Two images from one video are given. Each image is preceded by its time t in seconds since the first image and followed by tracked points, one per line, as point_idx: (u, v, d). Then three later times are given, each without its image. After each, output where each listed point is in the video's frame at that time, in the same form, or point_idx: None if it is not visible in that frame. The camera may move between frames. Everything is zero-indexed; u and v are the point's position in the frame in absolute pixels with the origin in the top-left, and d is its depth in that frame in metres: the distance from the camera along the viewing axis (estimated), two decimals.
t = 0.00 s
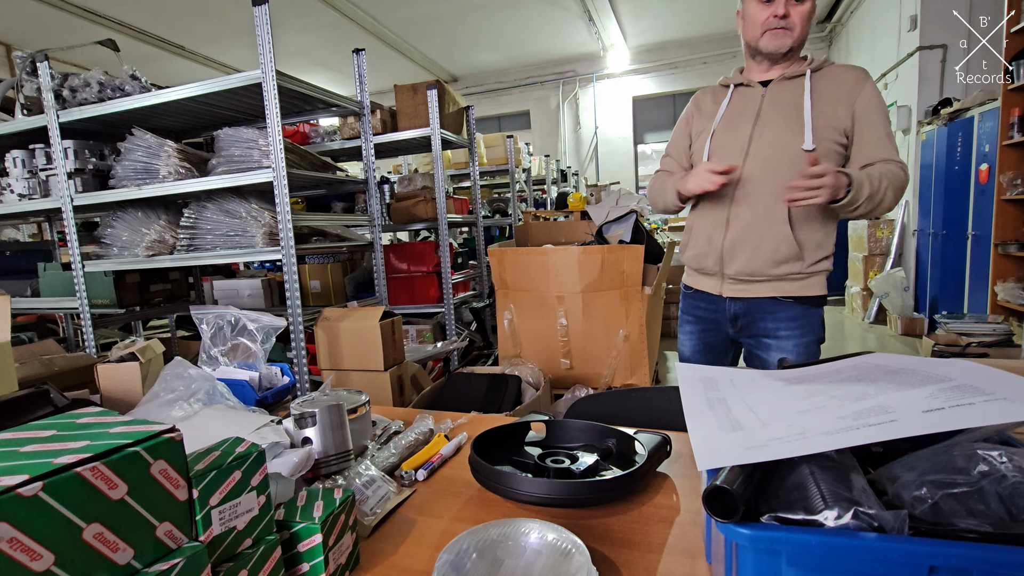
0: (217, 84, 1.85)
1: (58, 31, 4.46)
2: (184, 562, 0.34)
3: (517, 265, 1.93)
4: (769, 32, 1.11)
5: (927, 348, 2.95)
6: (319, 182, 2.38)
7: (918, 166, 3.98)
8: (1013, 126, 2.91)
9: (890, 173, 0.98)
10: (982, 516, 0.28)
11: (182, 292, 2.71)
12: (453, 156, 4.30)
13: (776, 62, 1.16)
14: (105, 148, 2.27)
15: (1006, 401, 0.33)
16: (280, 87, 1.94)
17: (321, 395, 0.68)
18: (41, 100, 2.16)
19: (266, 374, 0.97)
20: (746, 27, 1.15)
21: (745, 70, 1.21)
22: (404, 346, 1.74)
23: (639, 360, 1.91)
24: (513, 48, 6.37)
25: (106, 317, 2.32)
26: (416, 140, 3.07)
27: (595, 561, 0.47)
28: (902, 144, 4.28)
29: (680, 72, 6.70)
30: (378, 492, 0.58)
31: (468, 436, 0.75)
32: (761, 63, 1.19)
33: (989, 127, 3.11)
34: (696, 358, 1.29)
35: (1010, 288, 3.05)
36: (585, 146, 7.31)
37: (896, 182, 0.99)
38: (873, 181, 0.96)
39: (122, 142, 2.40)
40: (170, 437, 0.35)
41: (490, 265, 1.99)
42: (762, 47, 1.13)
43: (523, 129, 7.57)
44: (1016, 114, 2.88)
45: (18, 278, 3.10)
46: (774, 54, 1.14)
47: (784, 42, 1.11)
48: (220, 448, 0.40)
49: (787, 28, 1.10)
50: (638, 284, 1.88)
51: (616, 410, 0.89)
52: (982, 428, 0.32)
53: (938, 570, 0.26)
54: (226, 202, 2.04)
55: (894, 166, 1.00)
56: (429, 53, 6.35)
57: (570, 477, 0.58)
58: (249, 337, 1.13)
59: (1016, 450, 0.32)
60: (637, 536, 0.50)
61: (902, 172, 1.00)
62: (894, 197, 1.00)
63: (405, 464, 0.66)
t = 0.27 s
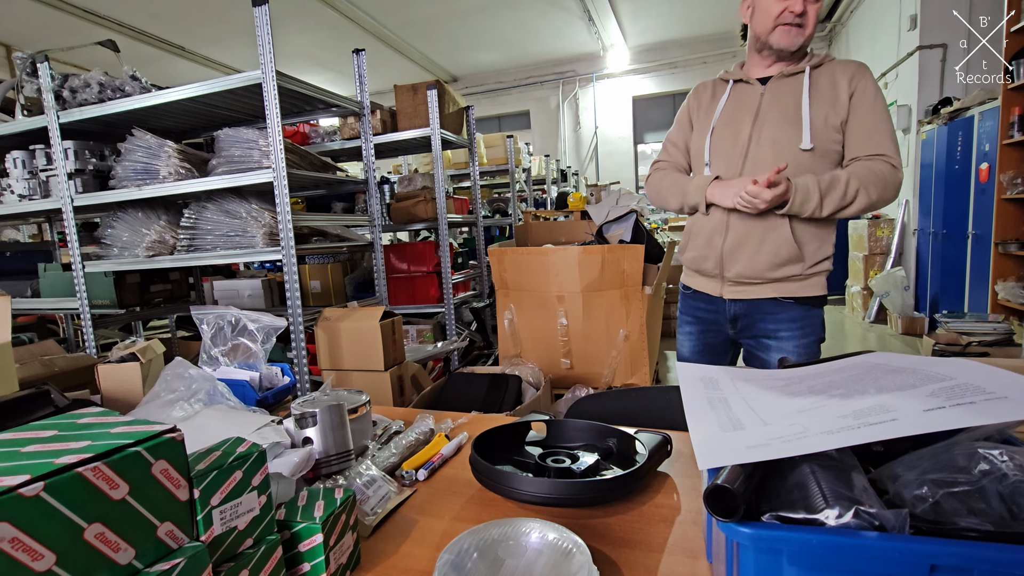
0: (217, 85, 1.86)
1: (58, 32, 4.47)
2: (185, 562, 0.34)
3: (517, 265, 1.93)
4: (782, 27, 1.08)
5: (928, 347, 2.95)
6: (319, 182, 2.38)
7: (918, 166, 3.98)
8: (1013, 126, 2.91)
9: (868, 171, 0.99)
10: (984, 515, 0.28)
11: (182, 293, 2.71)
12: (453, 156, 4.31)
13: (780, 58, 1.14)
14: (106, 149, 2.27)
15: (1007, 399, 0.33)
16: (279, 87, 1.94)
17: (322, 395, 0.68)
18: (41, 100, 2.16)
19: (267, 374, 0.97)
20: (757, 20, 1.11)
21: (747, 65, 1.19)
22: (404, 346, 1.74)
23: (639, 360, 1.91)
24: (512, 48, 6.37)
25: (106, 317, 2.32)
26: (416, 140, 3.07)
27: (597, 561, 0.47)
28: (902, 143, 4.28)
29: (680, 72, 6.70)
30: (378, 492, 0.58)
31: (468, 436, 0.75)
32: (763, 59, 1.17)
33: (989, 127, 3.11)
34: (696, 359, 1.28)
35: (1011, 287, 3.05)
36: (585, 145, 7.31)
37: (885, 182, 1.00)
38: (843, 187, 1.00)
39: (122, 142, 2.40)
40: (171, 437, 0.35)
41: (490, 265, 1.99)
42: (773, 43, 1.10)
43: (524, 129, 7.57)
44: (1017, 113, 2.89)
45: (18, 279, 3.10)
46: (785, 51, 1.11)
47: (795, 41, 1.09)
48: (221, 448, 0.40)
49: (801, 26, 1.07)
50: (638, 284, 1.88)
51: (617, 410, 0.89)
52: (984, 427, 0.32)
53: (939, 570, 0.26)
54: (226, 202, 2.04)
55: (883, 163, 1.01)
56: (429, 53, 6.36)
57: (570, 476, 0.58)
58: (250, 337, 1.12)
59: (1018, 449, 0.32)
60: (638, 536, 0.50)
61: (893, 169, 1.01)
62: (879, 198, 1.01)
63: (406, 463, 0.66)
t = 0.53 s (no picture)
0: (218, 85, 1.85)
1: (59, 32, 4.47)
2: (183, 563, 0.33)
3: (517, 265, 1.93)
4: (774, 25, 1.07)
5: (928, 346, 2.95)
6: (319, 182, 2.37)
7: (918, 165, 3.98)
8: (1013, 125, 2.91)
9: (858, 178, 1.00)
10: (985, 515, 0.28)
11: (182, 293, 2.71)
12: (453, 156, 4.31)
13: (776, 56, 1.14)
14: (105, 149, 2.27)
15: (1009, 399, 0.32)
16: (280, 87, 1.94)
17: (321, 396, 0.68)
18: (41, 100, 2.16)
19: (266, 374, 0.97)
20: (752, 18, 1.11)
21: (742, 63, 1.19)
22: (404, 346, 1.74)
23: (639, 360, 1.91)
24: (512, 47, 6.36)
25: (106, 317, 2.32)
26: (416, 140, 3.07)
27: (597, 560, 0.47)
28: (902, 143, 4.28)
29: (680, 71, 6.70)
30: (378, 492, 0.58)
31: (468, 436, 0.75)
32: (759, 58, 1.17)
33: (989, 126, 3.11)
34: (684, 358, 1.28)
35: (1011, 286, 3.05)
36: (585, 145, 7.30)
37: (874, 189, 1.00)
38: (831, 193, 1.00)
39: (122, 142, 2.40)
40: (170, 437, 0.35)
41: (490, 264, 1.99)
42: (767, 41, 1.10)
43: (523, 128, 7.58)
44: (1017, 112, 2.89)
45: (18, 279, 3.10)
46: (779, 50, 1.10)
47: (789, 38, 1.08)
48: (220, 448, 0.40)
49: (795, 24, 1.06)
50: (638, 283, 1.88)
51: (617, 410, 0.89)
52: (985, 427, 0.31)
53: (942, 570, 0.25)
54: (226, 202, 2.04)
55: (872, 169, 1.01)
56: (428, 53, 6.36)
57: (570, 476, 0.58)
58: (249, 337, 1.11)
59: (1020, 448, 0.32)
60: (638, 536, 0.50)
61: (882, 176, 1.01)
62: (866, 205, 1.01)
63: (405, 463, 0.65)
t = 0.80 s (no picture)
0: (217, 84, 1.85)
1: (61, 32, 4.48)
2: (180, 564, 0.33)
3: (517, 264, 1.93)
4: (740, 27, 1.05)
5: (928, 344, 2.96)
6: (318, 181, 2.37)
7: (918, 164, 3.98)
8: (1014, 124, 2.91)
9: (832, 180, 0.98)
10: (987, 515, 0.27)
11: (181, 293, 2.71)
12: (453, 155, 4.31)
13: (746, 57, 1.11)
14: (105, 148, 2.27)
15: (1011, 399, 0.32)
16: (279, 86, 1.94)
17: (319, 396, 0.68)
18: (40, 100, 2.15)
19: (264, 374, 0.95)
20: (718, 21, 1.09)
21: (715, 64, 1.16)
22: (404, 346, 1.74)
23: (640, 360, 1.91)
24: (512, 46, 6.35)
25: (105, 317, 2.32)
26: (416, 139, 3.07)
27: (596, 560, 0.47)
28: (902, 142, 4.27)
29: (680, 70, 6.69)
30: (377, 492, 0.57)
31: (468, 436, 0.75)
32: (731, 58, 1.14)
33: (990, 125, 3.11)
34: (663, 350, 1.27)
35: (1012, 285, 3.06)
36: (585, 144, 7.29)
37: (848, 191, 0.98)
38: (803, 199, 0.98)
39: (121, 141, 2.40)
40: (166, 438, 0.35)
41: (490, 264, 2.00)
42: (733, 45, 1.08)
43: (523, 128, 7.57)
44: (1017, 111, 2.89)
45: (18, 278, 3.09)
46: (746, 52, 1.08)
47: (755, 40, 1.05)
48: (216, 448, 0.40)
49: (758, 26, 1.04)
50: (639, 283, 1.88)
51: (617, 410, 0.89)
52: (988, 427, 0.31)
53: (944, 571, 0.25)
54: (225, 201, 2.04)
55: (848, 170, 0.99)
56: (428, 53, 6.35)
57: (570, 476, 0.58)
58: (249, 336, 1.09)
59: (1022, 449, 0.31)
60: (638, 537, 0.50)
61: (858, 177, 0.99)
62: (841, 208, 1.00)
63: (404, 464, 0.65)
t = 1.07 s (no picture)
0: (216, 83, 1.85)
1: (59, 32, 4.48)
2: (175, 566, 0.33)
3: (517, 263, 1.93)
4: (687, 30, 1.05)
5: (928, 344, 2.96)
6: (318, 181, 2.37)
7: (918, 163, 3.98)
8: (1014, 123, 2.91)
9: (789, 174, 0.99)
10: (990, 516, 0.27)
11: (181, 292, 2.70)
12: (453, 155, 4.30)
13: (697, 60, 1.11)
14: (104, 148, 2.27)
15: (1014, 398, 0.32)
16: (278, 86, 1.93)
17: (318, 395, 0.67)
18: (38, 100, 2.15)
19: (264, 374, 0.94)
20: (665, 26, 1.09)
21: (669, 70, 1.15)
22: (403, 345, 1.74)
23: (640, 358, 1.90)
24: (512, 46, 6.35)
25: (105, 317, 2.32)
26: (415, 139, 3.07)
27: (595, 561, 0.47)
28: (902, 141, 4.27)
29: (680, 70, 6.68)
30: (375, 493, 0.57)
31: (467, 436, 0.74)
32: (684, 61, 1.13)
33: (990, 124, 3.11)
34: (635, 357, 1.23)
35: (1013, 284, 3.07)
36: (585, 143, 7.28)
37: (803, 184, 1.00)
38: (765, 191, 0.99)
39: (120, 141, 2.39)
40: (161, 438, 0.35)
41: (490, 263, 2.00)
42: (680, 49, 1.08)
43: (523, 127, 7.57)
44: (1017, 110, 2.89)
45: (17, 278, 3.09)
46: (692, 55, 1.09)
47: (701, 43, 1.06)
48: (213, 449, 0.40)
49: (700, 29, 1.05)
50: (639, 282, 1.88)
51: (617, 409, 0.88)
52: (990, 427, 0.31)
53: (946, 572, 0.25)
54: (224, 201, 2.03)
55: (801, 165, 1.01)
56: (428, 52, 6.34)
57: (569, 476, 0.57)
58: (248, 336, 1.06)
59: None
60: (638, 537, 0.50)
61: (812, 171, 1.01)
62: (798, 200, 1.01)
63: (403, 464, 0.65)
